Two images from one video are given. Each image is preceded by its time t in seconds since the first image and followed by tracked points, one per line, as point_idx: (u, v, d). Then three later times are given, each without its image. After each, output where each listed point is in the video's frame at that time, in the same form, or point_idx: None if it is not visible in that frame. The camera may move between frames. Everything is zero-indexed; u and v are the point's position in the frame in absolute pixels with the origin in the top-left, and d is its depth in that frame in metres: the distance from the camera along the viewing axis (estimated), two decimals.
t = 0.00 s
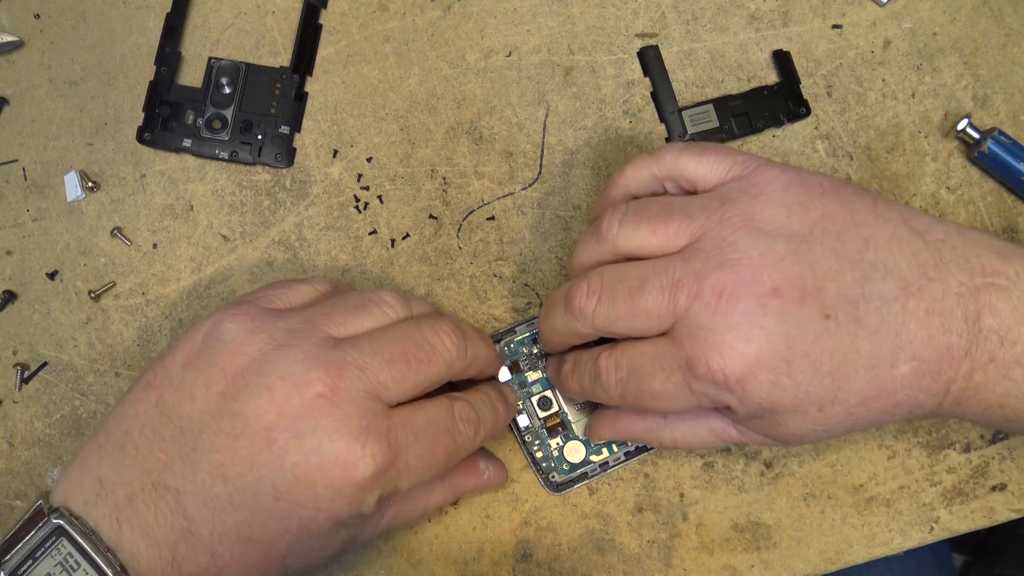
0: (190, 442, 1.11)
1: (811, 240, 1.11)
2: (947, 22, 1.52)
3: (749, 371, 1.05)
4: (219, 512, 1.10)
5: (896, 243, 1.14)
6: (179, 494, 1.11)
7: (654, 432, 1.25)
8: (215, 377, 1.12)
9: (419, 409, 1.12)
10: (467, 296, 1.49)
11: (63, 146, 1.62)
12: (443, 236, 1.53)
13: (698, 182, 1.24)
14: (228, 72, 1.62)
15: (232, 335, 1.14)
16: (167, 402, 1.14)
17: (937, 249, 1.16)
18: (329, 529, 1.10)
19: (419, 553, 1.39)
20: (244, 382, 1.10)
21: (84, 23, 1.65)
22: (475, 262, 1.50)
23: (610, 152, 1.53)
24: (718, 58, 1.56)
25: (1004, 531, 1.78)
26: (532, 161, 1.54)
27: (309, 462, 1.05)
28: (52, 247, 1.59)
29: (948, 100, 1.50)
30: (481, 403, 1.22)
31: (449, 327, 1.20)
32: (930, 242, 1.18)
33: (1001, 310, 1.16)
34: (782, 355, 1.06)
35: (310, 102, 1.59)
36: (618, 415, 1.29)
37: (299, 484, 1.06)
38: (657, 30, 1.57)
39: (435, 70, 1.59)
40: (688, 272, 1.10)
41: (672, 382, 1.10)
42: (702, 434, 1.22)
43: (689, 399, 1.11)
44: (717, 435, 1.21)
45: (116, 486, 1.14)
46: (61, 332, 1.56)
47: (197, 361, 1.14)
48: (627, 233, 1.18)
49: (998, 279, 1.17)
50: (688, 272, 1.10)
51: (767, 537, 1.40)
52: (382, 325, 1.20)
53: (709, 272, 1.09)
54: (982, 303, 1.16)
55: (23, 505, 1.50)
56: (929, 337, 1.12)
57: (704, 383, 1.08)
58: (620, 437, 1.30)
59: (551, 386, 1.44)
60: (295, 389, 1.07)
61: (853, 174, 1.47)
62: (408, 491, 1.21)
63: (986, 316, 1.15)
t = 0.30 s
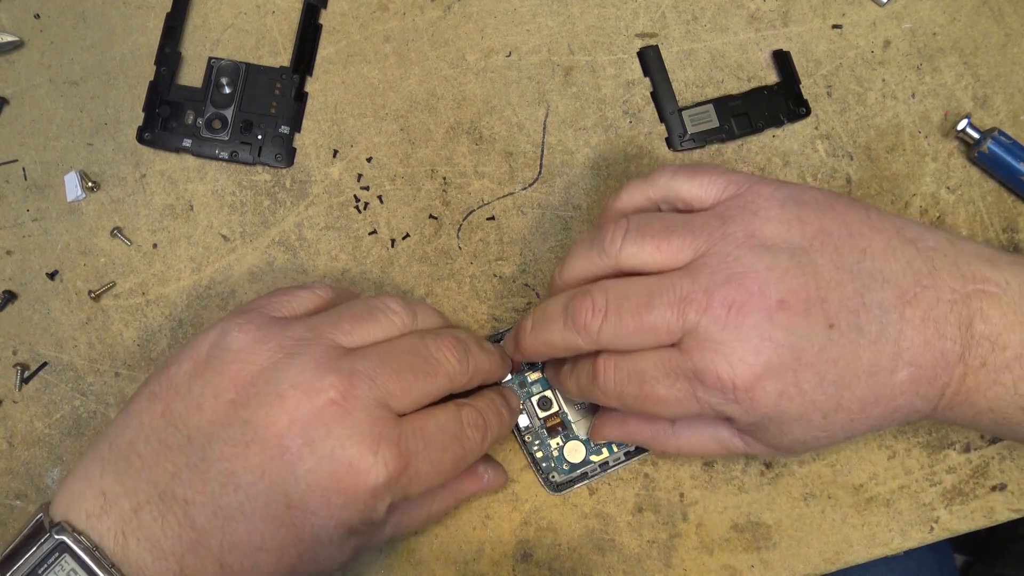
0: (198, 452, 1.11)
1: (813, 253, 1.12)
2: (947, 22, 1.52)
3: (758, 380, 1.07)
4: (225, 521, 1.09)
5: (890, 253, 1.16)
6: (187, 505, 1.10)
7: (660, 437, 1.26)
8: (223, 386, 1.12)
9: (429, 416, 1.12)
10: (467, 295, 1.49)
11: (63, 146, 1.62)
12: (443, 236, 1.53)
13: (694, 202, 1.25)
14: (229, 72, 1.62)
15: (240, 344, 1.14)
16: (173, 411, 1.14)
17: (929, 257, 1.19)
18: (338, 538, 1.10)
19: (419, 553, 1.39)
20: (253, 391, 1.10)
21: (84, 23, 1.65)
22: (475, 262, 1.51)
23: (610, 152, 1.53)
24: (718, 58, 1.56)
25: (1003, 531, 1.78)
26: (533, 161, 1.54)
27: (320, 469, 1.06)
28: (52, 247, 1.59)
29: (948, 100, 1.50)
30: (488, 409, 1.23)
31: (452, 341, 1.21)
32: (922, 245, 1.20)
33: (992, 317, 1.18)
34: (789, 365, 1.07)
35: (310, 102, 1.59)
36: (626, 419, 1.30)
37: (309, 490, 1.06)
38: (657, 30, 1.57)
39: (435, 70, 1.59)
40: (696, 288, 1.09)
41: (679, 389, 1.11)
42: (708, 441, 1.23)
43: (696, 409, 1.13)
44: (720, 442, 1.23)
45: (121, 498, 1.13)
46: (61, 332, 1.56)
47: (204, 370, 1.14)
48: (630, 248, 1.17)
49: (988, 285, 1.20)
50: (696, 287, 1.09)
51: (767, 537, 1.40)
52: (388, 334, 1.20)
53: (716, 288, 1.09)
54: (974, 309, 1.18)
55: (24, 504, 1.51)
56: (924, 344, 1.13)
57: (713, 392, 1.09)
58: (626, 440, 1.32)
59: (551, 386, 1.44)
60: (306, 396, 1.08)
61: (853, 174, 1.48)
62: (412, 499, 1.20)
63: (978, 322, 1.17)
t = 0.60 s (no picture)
0: (202, 459, 1.11)
1: (811, 268, 1.14)
2: (947, 22, 1.52)
3: (763, 399, 1.09)
4: (230, 525, 1.09)
5: (888, 260, 1.18)
6: (192, 514, 1.10)
7: (661, 449, 1.27)
8: (227, 394, 1.12)
9: (432, 421, 1.14)
10: (467, 295, 1.49)
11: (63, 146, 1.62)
12: (443, 236, 1.53)
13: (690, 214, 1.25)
14: (228, 72, 1.62)
15: (242, 351, 1.14)
16: (176, 419, 1.14)
17: (925, 264, 1.20)
18: (344, 543, 1.10)
19: (419, 554, 1.39)
20: (257, 398, 1.10)
21: (84, 23, 1.65)
22: (475, 262, 1.50)
23: (610, 152, 1.54)
24: (717, 58, 1.56)
25: (1003, 531, 1.78)
26: (533, 161, 1.54)
27: (326, 476, 1.06)
28: (52, 247, 1.59)
29: (948, 100, 1.50)
30: (489, 413, 1.24)
31: (454, 348, 1.22)
32: (917, 252, 1.21)
33: (985, 323, 1.19)
34: (792, 383, 1.09)
35: (310, 102, 1.59)
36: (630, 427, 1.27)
37: (315, 496, 1.07)
38: (657, 30, 1.57)
39: (435, 70, 1.59)
40: (698, 310, 1.11)
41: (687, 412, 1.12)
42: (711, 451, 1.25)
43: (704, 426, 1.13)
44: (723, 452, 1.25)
45: (126, 506, 1.13)
46: (61, 332, 1.56)
47: (207, 376, 1.14)
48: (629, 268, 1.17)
49: (983, 291, 1.20)
50: (697, 310, 1.11)
51: (767, 537, 1.40)
52: (390, 340, 1.21)
53: (717, 309, 1.10)
54: (968, 316, 1.19)
55: (24, 504, 1.51)
56: (920, 354, 1.15)
57: (721, 411, 1.11)
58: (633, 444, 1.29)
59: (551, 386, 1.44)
60: (311, 402, 1.08)
61: (853, 174, 1.47)
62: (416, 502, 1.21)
63: (971, 330, 1.18)
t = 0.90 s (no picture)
0: (201, 457, 1.10)
1: (813, 279, 1.14)
2: (947, 22, 1.52)
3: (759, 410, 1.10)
4: (230, 524, 1.09)
5: (892, 271, 1.18)
6: (191, 511, 1.10)
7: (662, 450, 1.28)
8: (226, 391, 1.11)
9: (432, 419, 1.14)
10: (467, 295, 1.49)
11: (63, 146, 1.62)
12: (443, 236, 1.53)
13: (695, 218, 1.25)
14: (229, 72, 1.62)
15: (243, 348, 1.14)
16: (175, 417, 1.13)
17: (930, 272, 1.20)
18: (344, 541, 1.10)
19: (419, 554, 1.39)
20: (256, 395, 1.10)
21: (84, 23, 1.65)
22: (475, 262, 1.50)
23: (611, 152, 1.53)
24: (717, 58, 1.56)
25: (1003, 531, 1.78)
26: (533, 161, 1.54)
27: (325, 473, 1.06)
28: (52, 247, 1.59)
29: (948, 100, 1.50)
30: (488, 412, 1.24)
31: (452, 345, 1.22)
32: (923, 260, 1.21)
33: (989, 333, 1.19)
34: (789, 394, 1.10)
35: (311, 102, 1.59)
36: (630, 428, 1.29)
37: (315, 494, 1.06)
38: (657, 30, 1.57)
39: (435, 70, 1.59)
40: (696, 322, 1.12)
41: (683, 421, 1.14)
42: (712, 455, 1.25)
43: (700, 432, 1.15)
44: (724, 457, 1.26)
45: (125, 505, 1.13)
46: (61, 331, 1.56)
47: (207, 374, 1.14)
48: (630, 276, 1.19)
49: (990, 301, 1.20)
50: (695, 322, 1.12)
51: (767, 537, 1.40)
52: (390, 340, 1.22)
53: (716, 320, 1.11)
54: (973, 326, 1.19)
55: (23, 505, 1.51)
56: (920, 363, 1.16)
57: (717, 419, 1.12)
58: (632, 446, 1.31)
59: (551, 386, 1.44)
60: (310, 400, 1.08)
61: (853, 175, 1.48)
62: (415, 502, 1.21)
63: (975, 340, 1.19)
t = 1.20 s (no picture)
0: (199, 450, 1.10)
1: (799, 294, 1.14)
2: (947, 22, 1.52)
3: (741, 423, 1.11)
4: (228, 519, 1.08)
5: (882, 284, 1.18)
6: (190, 504, 1.10)
7: (655, 455, 1.29)
8: (225, 383, 1.12)
9: (428, 414, 1.14)
10: (467, 296, 1.49)
11: (63, 146, 1.62)
12: (443, 236, 1.53)
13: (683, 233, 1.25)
14: (229, 72, 1.61)
15: (243, 344, 1.15)
16: (175, 410, 1.13)
17: (923, 285, 1.20)
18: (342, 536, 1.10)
19: (419, 553, 1.39)
20: (255, 387, 1.10)
21: (84, 23, 1.65)
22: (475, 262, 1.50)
23: (611, 152, 1.53)
24: (717, 58, 1.56)
25: (1003, 531, 1.78)
26: (532, 161, 1.54)
27: (323, 465, 1.06)
28: (52, 247, 1.59)
29: (948, 100, 1.50)
30: (486, 410, 1.24)
31: (450, 341, 1.23)
32: (916, 273, 1.21)
33: (984, 346, 1.19)
34: (772, 408, 1.11)
35: (311, 102, 1.59)
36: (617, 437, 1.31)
37: (313, 487, 1.06)
38: (657, 30, 1.57)
39: (435, 70, 1.59)
40: (679, 337, 1.13)
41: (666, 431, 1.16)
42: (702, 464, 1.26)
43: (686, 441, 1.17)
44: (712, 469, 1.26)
45: (124, 499, 1.13)
46: (61, 331, 1.56)
47: (207, 368, 1.14)
48: (615, 290, 1.20)
49: (986, 313, 1.19)
50: (679, 336, 1.13)
51: (767, 537, 1.40)
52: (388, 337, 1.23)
53: (701, 335, 1.12)
54: (967, 338, 1.19)
55: (23, 505, 1.51)
56: (912, 377, 1.16)
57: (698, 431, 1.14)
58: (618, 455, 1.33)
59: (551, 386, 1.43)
60: (308, 392, 1.08)
61: (853, 175, 1.48)
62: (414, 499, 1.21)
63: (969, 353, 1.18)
